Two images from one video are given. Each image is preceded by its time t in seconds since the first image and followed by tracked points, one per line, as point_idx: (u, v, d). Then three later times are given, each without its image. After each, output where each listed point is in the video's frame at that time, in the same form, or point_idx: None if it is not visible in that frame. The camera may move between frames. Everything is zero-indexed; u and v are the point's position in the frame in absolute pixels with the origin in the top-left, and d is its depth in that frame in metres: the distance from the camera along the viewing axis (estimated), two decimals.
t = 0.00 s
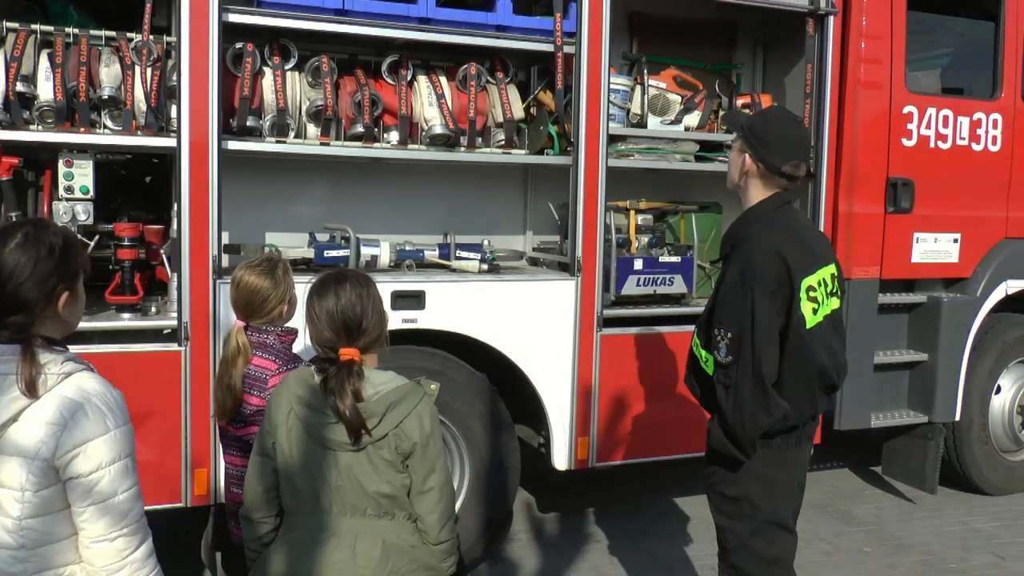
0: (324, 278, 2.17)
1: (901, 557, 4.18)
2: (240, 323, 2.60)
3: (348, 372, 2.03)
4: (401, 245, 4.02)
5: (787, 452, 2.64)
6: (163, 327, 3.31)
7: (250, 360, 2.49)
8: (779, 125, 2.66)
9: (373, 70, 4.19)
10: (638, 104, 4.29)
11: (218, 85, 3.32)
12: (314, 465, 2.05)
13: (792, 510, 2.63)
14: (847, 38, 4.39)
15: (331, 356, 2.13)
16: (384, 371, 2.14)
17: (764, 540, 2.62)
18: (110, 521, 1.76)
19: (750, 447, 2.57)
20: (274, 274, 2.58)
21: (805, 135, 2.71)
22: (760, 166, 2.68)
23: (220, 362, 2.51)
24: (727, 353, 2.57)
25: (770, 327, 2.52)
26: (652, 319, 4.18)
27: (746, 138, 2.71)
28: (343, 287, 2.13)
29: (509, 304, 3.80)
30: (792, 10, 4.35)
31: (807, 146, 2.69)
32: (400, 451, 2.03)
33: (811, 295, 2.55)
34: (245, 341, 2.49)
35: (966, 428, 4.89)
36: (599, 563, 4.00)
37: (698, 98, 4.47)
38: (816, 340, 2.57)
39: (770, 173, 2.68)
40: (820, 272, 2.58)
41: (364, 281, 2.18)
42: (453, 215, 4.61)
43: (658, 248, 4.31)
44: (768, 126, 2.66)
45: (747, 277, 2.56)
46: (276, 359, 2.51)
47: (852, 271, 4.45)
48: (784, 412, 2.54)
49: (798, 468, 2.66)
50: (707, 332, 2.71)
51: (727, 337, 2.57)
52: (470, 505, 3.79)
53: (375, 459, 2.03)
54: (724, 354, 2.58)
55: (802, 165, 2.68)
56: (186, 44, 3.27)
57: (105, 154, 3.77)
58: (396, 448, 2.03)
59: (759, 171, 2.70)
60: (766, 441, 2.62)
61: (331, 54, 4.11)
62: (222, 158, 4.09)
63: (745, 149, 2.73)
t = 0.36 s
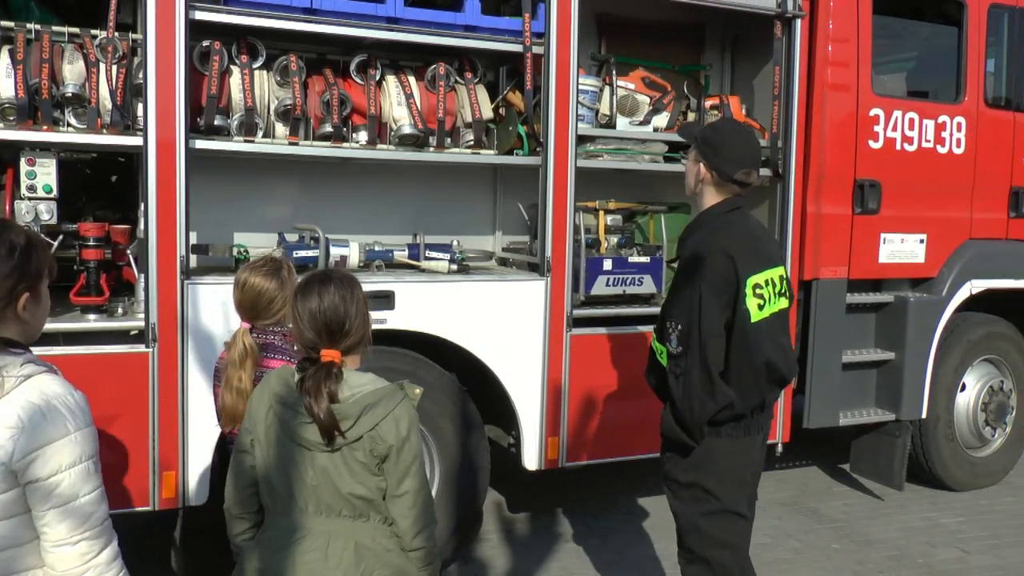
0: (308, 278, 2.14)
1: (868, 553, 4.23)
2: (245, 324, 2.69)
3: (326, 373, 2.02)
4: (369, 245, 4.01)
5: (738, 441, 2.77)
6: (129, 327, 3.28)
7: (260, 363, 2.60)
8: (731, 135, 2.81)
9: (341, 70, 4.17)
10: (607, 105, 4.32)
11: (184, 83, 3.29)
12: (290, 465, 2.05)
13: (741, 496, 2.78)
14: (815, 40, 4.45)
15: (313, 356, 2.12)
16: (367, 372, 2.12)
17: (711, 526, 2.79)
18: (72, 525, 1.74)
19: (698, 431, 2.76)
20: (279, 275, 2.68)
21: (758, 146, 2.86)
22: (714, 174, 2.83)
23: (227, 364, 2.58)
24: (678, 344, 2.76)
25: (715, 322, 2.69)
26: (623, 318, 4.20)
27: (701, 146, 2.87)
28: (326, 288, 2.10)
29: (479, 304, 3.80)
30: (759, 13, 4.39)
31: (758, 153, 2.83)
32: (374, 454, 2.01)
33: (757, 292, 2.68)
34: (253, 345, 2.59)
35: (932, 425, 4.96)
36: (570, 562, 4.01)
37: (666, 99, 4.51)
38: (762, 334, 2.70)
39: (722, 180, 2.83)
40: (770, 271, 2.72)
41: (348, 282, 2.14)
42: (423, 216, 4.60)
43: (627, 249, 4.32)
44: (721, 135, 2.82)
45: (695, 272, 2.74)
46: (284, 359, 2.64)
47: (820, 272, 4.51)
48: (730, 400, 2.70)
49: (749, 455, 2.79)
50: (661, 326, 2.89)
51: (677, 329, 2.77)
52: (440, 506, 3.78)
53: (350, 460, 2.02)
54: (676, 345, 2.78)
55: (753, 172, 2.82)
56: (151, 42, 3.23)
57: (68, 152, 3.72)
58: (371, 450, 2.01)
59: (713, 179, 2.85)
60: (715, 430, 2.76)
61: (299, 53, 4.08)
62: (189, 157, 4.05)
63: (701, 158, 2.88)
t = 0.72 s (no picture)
0: (322, 276, 2.15)
1: (875, 554, 4.22)
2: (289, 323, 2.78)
3: (332, 373, 2.03)
4: (375, 245, 4.02)
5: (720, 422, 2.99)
6: (136, 327, 3.29)
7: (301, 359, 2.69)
8: (722, 135, 3.05)
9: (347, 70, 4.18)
10: (613, 105, 4.31)
11: (190, 83, 3.29)
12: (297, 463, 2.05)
13: (710, 479, 3.00)
14: (821, 39, 4.43)
15: (321, 354, 2.13)
16: (375, 371, 2.13)
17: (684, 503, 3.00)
18: (72, 526, 1.74)
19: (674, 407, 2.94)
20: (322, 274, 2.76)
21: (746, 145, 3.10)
22: (708, 173, 3.06)
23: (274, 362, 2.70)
24: (665, 324, 2.96)
25: (700, 303, 2.89)
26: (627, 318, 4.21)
27: (694, 147, 3.10)
28: (338, 289, 2.10)
29: (484, 304, 3.80)
30: (764, 13, 4.39)
31: (748, 154, 3.08)
32: (383, 450, 2.03)
33: (740, 280, 2.93)
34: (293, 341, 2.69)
35: (938, 425, 4.95)
36: (575, 562, 4.01)
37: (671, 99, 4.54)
38: (739, 321, 2.94)
39: (716, 177, 3.06)
40: (751, 263, 2.96)
41: (361, 283, 2.14)
42: (428, 216, 4.60)
43: (633, 248, 4.32)
44: (712, 136, 3.05)
45: (685, 258, 2.93)
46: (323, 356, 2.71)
47: (826, 271, 4.50)
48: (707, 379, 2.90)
49: (723, 440, 3.01)
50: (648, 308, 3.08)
51: (664, 310, 2.96)
52: (447, 506, 3.78)
53: (359, 456, 2.03)
54: (662, 324, 2.97)
55: (743, 170, 3.07)
56: (157, 42, 3.24)
57: (75, 153, 3.72)
58: (381, 447, 2.03)
59: (706, 177, 3.08)
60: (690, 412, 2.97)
61: (304, 53, 4.09)
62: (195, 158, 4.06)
63: (694, 158, 3.10)
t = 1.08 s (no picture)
0: (336, 276, 2.15)
1: (880, 554, 4.21)
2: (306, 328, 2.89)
3: (331, 375, 2.04)
4: (381, 245, 4.02)
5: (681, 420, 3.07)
6: (143, 326, 3.31)
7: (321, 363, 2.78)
8: (681, 145, 3.13)
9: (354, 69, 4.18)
10: (619, 104, 4.30)
11: (197, 83, 3.30)
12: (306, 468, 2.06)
13: (669, 476, 3.08)
14: (827, 39, 4.43)
15: (323, 354, 2.14)
16: (378, 374, 2.13)
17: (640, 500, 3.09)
18: (73, 524, 1.74)
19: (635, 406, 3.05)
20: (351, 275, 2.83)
21: (706, 154, 3.18)
22: (670, 182, 3.15)
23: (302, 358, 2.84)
24: (628, 328, 3.03)
25: (662, 310, 2.99)
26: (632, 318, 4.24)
27: (656, 158, 3.19)
28: (348, 293, 2.10)
29: (490, 304, 3.80)
30: (771, 12, 4.38)
31: (709, 166, 3.15)
32: (390, 450, 2.04)
33: (702, 287, 3.01)
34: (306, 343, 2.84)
35: (945, 426, 4.93)
36: (581, 563, 4.01)
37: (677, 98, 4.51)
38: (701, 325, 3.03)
39: (678, 187, 3.14)
40: (714, 271, 3.05)
41: (373, 289, 2.14)
42: (434, 215, 4.60)
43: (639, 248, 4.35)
44: (673, 147, 3.14)
45: (649, 264, 3.01)
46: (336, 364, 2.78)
47: (832, 271, 4.50)
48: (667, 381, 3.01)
49: (682, 437, 3.08)
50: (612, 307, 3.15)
51: (628, 315, 3.03)
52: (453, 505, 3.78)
53: (367, 458, 2.04)
54: (625, 328, 3.05)
55: (704, 181, 3.15)
56: (164, 42, 3.24)
57: (82, 153, 3.73)
58: (387, 447, 2.04)
59: (669, 186, 3.16)
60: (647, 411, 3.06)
61: (311, 52, 4.10)
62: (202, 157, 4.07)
63: (657, 169, 3.19)
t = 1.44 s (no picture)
0: (335, 275, 2.15)
1: (878, 555, 4.21)
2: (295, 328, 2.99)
3: (321, 376, 2.01)
4: (380, 245, 4.01)
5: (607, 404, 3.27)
6: (141, 325, 3.30)
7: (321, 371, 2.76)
8: (623, 141, 3.27)
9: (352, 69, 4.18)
10: (617, 105, 4.30)
11: (195, 83, 3.30)
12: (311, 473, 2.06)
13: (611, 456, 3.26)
14: (826, 40, 4.43)
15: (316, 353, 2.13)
16: (372, 370, 2.12)
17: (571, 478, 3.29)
18: (75, 522, 1.74)
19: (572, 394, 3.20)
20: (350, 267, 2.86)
21: (649, 148, 3.31)
22: (612, 175, 3.29)
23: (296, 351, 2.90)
24: (563, 321, 3.18)
25: (596, 304, 3.12)
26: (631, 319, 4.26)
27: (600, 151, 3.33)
28: (345, 292, 2.10)
29: (489, 304, 3.80)
30: (769, 12, 4.39)
31: (651, 160, 3.28)
32: (392, 452, 2.04)
33: (638, 283, 3.13)
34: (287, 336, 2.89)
35: (943, 426, 4.94)
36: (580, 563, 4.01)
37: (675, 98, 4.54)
38: (631, 318, 3.18)
39: (619, 180, 3.29)
40: (653, 265, 3.17)
41: (371, 289, 2.14)
42: (433, 215, 4.60)
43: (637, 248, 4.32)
44: (615, 142, 3.28)
45: (584, 260, 3.16)
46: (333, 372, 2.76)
47: (830, 272, 4.50)
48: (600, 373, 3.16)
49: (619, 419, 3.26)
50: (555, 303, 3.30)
51: (563, 309, 3.18)
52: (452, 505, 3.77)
53: (369, 460, 2.04)
54: (560, 322, 3.19)
55: (645, 175, 3.28)
56: (162, 41, 3.24)
57: (80, 151, 3.73)
58: (390, 449, 2.04)
59: (612, 179, 3.31)
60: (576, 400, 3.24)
61: (310, 52, 4.10)
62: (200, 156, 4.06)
63: (601, 161, 3.33)
